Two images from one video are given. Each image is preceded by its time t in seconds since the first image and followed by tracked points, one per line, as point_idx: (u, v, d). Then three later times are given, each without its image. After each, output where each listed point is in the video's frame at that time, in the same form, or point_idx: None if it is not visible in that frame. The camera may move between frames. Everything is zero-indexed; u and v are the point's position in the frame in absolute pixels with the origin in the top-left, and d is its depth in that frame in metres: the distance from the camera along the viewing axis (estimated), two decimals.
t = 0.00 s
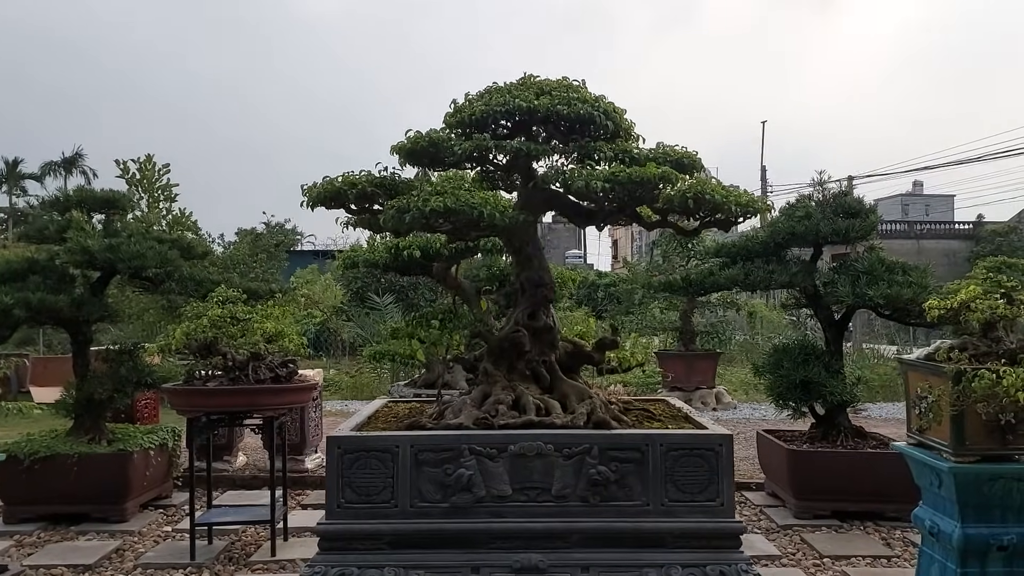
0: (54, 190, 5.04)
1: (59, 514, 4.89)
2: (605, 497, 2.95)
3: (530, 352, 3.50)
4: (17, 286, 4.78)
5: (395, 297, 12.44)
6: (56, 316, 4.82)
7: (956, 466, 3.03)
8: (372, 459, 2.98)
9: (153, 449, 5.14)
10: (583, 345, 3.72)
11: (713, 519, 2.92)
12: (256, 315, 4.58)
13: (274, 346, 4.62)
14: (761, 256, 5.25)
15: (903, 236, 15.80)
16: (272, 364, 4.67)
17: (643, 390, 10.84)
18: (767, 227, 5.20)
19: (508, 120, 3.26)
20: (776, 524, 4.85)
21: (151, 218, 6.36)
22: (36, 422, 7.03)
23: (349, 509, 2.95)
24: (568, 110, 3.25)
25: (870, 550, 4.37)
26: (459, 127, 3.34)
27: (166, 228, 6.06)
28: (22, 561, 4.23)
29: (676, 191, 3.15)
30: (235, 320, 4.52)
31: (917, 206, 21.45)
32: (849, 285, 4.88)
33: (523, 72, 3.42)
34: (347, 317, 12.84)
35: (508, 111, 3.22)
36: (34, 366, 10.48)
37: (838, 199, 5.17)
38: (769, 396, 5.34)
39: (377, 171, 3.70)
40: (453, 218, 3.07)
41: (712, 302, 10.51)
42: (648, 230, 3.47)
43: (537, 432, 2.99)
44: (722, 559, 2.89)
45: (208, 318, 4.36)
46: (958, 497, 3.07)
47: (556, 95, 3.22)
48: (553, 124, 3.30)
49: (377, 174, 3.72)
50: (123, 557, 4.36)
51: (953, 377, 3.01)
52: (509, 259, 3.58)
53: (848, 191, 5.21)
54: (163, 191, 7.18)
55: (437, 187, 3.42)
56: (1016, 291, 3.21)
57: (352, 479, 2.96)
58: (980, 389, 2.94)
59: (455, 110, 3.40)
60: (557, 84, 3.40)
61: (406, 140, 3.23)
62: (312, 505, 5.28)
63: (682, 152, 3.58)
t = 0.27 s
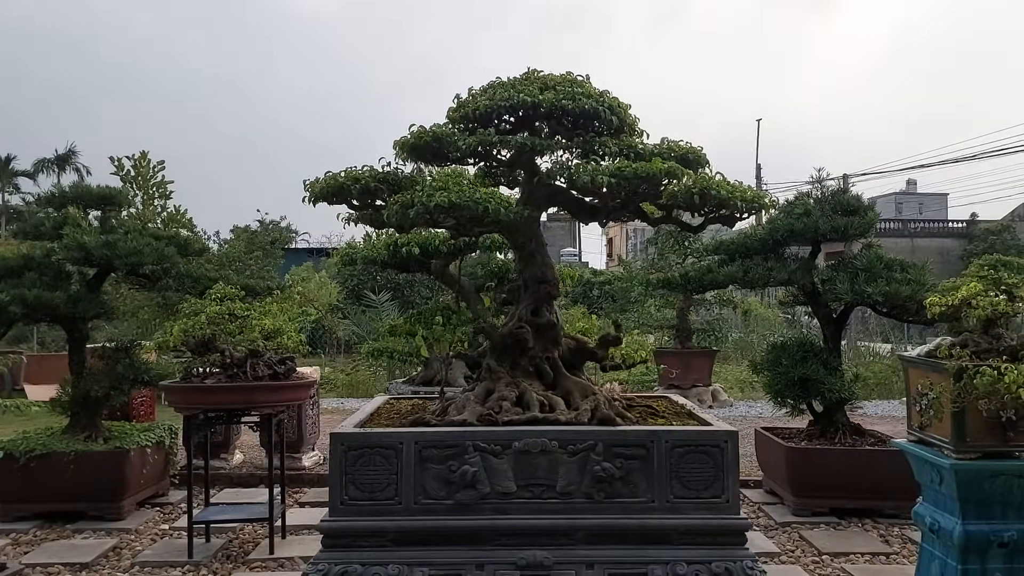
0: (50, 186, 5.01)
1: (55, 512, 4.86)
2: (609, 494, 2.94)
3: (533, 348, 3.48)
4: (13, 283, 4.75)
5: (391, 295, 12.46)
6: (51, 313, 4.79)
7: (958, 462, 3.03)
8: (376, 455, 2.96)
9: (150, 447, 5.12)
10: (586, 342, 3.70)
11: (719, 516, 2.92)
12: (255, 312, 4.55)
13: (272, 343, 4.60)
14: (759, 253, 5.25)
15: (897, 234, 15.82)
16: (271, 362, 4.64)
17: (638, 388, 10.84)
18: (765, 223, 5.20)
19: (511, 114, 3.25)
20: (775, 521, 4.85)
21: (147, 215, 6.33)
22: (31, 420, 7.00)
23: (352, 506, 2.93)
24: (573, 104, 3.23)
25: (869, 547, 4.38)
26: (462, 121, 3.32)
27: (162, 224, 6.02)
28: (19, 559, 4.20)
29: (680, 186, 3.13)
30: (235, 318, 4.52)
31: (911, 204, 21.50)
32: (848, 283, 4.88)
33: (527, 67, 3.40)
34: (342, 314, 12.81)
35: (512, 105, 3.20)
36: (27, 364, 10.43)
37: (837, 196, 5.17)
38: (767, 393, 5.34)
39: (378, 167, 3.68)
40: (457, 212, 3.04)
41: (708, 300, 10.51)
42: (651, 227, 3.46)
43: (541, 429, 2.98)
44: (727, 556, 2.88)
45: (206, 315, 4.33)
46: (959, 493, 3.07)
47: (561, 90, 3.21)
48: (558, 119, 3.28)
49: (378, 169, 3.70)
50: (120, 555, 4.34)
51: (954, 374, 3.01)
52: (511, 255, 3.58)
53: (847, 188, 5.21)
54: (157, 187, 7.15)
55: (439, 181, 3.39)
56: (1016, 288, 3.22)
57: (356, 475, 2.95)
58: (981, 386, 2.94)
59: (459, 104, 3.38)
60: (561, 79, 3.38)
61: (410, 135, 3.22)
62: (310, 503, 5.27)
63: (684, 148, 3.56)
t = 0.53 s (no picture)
0: (47, 184, 5.00)
1: (53, 511, 4.84)
2: (615, 492, 2.94)
3: (537, 347, 3.47)
4: (10, 282, 4.73)
5: (387, 293, 12.37)
6: (49, 312, 4.77)
7: (959, 461, 3.04)
8: (382, 454, 2.95)
9: (148, 446, 5.11)
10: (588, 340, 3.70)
11: (724, 514, 2.92)
12: (254, 311, 4.53)
13: (271, 341, 4.59)
14: (757, 252, 5.26)
15: (892, 233, 15.86)
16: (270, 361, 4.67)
17: (635, 386, 10.85)
18: (764, 222, 5.20)
19: (516, 112, 3.23)
20: (774, 519, 4.86)
21: (144, 213, 6.31)
22: (27, 419, 6.98)
23: (358, 505, 2.92)
24: (579, 102, 3.22)
25: (868, 544, 4.39)
26: (466, 119, 3.31)
27: (158, 223, 6.00)
28: (17, 558, 4.19)
29: (686, 185, 3.13)
30: (234, 317, 4.44)
31: (905, 203, 21.55)
32: (846, 281, 4.89)
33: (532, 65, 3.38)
34: (338, 312, 12.80)
35: (517, 103, 3.18)
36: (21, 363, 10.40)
37: (835, 194, 5.18)
38: (766, 391, 5.34)
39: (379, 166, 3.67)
40: (463, 211, 3.01)
41: (704, 298, 10.52)
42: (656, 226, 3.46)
43: (547, 428, 2.97)
44: (732, 554, 2.88)
45: (205, 313, 4.31)
46: (960, 492, 3.09)
47: (566, 89, 3.20)
48: (563, 117, 3.27)
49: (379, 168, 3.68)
50: (119, 554, 4.33)
51: (955, 373, 3.02)
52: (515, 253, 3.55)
53: (845, 187, 5.22)
54: (152, 186, 7.13)
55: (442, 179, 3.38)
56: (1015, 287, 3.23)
57: (361, 474, 2.94)
58: (982, 384, 2.95)
59: (463, 102, 3.36)
60: (565, 77, 3.36)
61: (414, 133, 3.21)
62: (309, 502, 5.26)
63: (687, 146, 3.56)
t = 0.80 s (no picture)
0: (45, 183, 4.97)
1: (53, 512, 4.83)
2: (625, 492, 2.95)
3: (545, 347, 3.49)
4: (8, 281, 4.71)
5: (383, 293, 12.58)
6: (48, 311, 4.76)
7: (960, 459, 3.08)
8: (393, 455, 2.95)
9: (147, 445, 5.10)
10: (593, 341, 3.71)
11: (733, 513, 2.93)
12: (255, 311, 4.50)
13: (273, 342, 4.58)
14: (756, 252, 5.28)
15: (883, 233, 15.94)
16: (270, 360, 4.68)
17: (630, 385, 10.87)
18: (762, 223, 5.22)
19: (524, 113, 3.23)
20: (773, 518, 4.89)
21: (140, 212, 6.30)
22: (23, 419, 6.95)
23: (369, 505, 2.92)
24: (588, 103, 3.21)
25: (866, 543, 4.42)
26: (474, 121, 3.31)
27: (154, 222, 5.97)
28: (17, 559, 4.17)
29: (695, 186, 3.14)
30: (235, 316, 4.38)
31: (895, 203, 21.66)
32: (845, 281, 4.92)
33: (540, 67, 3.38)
34: (332, 312, 12.79)
35: (526, 105, 3.18)
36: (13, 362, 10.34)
37: (833, 195, 5.21)
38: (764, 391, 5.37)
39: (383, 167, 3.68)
40: (474, 211, 2.99)
41: (699, 298, 10.56)
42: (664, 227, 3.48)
43: (557, 428, 2.99)
44: (742, 553, 2.90)
45: (206, 313, 4.29)
46: (961, 490, 3.14)
47: (575, 90, 3.19)
48: (572, 119, 3.27)
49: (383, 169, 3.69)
50: (119, 554, 4.32)
51: (957, 372, 3.05)
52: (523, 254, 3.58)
53: (843, 187, 5.25)
54: (146, 184, 7.10)
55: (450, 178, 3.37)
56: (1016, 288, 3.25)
57: (373, 474, 2.94)
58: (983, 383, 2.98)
59: (471, 104, 3.35)
60: (573, 79, 3.37)
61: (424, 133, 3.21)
62: (308, 502, 5.26)
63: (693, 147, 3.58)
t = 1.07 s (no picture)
0: (37, 183, 4.94)
1: (45, 514, 4.79)
2: (634, 493, 2.91)
3: (552, 349, 3.42)
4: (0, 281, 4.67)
5: (372, 293, 12.62)
6: (40, 312, 4.72)
7: (954, 459, 3.13)
8: (404, 457, 2.89)
9: (140, 447, 5.07)
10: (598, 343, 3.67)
11: (740, 513, 2.90)
12: (251, 312, 4.46)
13: (268, 342, 4.54)
14: (748, 254, 5.32)
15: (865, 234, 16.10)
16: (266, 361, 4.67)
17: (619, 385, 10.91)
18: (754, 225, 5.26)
19: (532, 117, 3.21)
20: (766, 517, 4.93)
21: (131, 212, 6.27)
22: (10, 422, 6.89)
23: (380, 507, 2.85)
24: (597, 107, 3.20)
25: (857, 541, 4.47)
26: (482, 124, 3.28)
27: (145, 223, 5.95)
28: (9, 562, 4.13)
29: (702, 190, 3.16)
30: (231, 318, 4.37)
31: (877, 205, 21.87)
32: (836, 282, 4.97)
33: (546, 71, 3.37)
34: (320, 313, 12.77)
35: (535, 108, 3.15)
36: None
37: (824, 197, 5.27)
38: (756, 391, 5.42)
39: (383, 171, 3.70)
40: (486, 214, 2.94)
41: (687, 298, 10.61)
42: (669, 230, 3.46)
43: (566, 429, 2.94)
44: (749, 552, 2.87)
45: (202, 314, 4.26)
46: (956, 489, 3.19)
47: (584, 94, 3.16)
48: (578, 124, 3.25)
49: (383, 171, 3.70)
50: (114, 557, 4.30)
51: (951, 373, 3.10)
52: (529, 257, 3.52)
53: (833, 190, 5.31)
54: (134, 185, 7.06)
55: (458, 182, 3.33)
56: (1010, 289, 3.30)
57: (383, 476, 2.87)
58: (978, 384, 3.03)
59: (477, 109, 3.34)
60: (580, 83, 3.35)
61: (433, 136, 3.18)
62: (302, 503, 5.24)
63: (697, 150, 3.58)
